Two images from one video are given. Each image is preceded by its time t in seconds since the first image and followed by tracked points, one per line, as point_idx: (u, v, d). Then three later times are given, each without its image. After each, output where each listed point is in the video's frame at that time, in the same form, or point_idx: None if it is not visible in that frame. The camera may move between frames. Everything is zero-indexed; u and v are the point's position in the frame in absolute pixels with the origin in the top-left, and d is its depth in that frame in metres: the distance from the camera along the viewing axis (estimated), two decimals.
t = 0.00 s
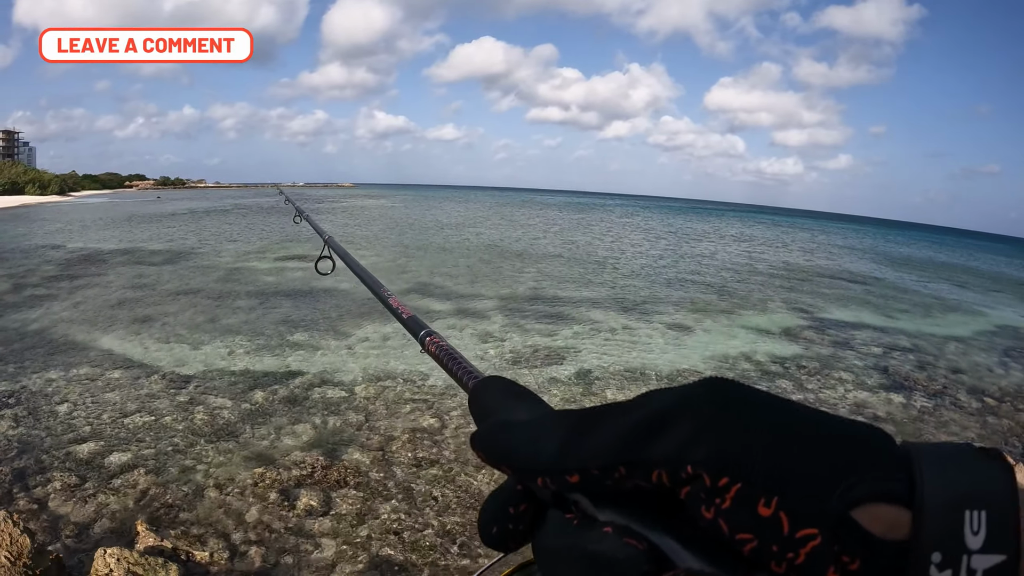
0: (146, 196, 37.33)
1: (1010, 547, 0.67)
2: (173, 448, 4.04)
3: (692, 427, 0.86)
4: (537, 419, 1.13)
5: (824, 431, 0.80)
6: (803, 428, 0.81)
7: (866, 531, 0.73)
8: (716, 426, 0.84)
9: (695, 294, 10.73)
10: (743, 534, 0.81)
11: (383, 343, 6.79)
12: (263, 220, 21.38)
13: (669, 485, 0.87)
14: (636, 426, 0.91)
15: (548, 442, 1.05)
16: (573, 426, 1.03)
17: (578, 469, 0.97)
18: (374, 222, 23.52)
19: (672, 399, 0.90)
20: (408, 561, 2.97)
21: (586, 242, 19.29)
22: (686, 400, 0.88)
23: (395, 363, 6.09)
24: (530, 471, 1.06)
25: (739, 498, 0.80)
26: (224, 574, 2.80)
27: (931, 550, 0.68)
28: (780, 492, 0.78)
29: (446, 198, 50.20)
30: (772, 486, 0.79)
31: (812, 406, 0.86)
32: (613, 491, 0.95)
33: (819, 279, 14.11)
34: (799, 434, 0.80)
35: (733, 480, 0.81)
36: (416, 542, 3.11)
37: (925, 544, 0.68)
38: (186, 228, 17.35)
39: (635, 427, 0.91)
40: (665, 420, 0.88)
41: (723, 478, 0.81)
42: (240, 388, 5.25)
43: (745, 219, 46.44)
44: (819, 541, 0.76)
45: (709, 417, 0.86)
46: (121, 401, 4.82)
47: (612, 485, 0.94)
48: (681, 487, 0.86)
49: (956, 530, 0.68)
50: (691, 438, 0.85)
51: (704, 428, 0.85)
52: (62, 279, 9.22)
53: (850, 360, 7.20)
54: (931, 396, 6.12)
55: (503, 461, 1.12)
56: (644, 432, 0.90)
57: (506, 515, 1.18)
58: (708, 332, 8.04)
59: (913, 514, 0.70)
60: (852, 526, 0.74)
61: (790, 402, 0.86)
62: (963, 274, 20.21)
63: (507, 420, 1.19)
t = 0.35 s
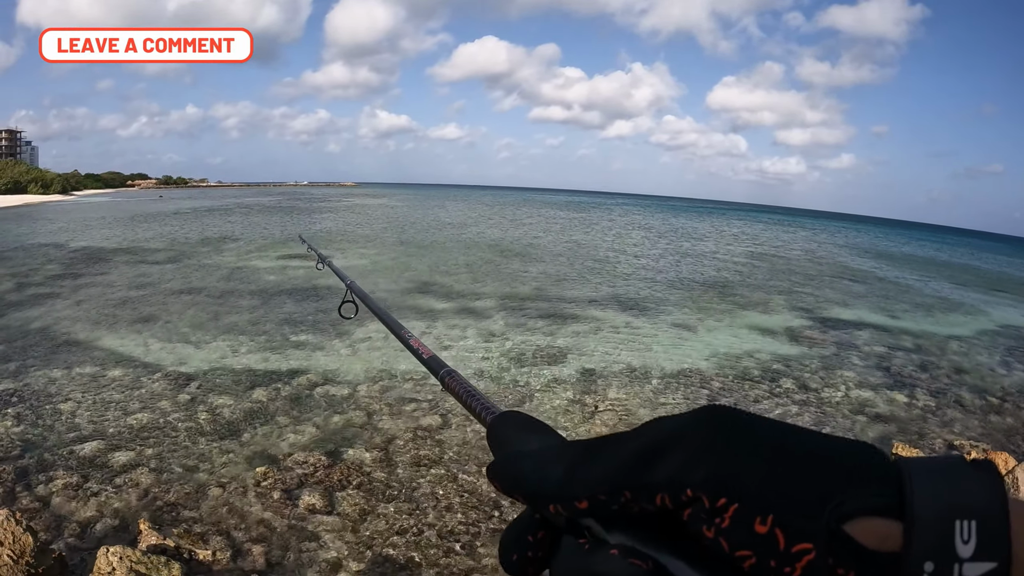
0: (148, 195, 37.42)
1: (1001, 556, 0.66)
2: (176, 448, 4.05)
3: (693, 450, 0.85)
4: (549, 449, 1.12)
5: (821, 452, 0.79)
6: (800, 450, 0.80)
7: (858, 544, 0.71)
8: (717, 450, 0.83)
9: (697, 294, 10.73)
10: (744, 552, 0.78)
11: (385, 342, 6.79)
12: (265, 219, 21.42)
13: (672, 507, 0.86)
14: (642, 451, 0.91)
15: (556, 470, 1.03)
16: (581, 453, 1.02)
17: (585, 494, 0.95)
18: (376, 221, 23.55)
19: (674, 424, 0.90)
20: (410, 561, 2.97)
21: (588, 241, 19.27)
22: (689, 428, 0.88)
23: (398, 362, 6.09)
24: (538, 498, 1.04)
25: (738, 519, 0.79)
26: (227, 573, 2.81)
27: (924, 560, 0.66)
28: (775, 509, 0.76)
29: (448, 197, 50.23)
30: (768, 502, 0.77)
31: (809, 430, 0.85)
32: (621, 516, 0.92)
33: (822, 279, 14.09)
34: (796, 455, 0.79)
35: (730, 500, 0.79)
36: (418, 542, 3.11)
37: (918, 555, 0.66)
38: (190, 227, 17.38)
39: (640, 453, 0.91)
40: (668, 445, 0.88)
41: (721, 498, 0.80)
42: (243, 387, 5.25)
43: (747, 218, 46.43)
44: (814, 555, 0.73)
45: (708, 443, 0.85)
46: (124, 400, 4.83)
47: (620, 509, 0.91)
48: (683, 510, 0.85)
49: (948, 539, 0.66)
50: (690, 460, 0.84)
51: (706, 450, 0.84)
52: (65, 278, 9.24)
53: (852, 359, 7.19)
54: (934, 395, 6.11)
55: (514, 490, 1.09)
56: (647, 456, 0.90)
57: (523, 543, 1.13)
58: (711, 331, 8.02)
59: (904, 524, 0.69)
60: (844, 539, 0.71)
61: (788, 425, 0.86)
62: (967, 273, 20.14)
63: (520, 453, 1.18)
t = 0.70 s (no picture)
0: (149, 195, 37.40)
1: (1007, 553, 0.69)
2: (177, 447, 4.05)
3: (706, 446, 0.86)
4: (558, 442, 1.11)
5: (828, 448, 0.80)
6: (808, 445, 0.81)
7: (870, 542, 0.74)
8: (732, 446, 0.84)
9: (699, 293, 10.71)
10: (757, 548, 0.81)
11: (386, 341, 6.80)
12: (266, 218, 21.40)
13: (687, 503, 0.87)
14: (657, 445, 0.91)
15: (566, 464, 1.02)
16: (591, 448, 1.01)
17: (599, 489, 0.95)
18: (377, 220, 23.52)
19: (686, 422, 0.91)
20: (413, 560, 2.98)
21: (589, 241, 19.25)
22: (703, 423, 0.88)
23: (399, 362, 6.10)
24: (547, 493, 1.03)
25: (752, 514, 0.81)
26: (229, 572, 2.82)
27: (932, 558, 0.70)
28: (790, 505, 0.78)
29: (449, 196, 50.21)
30: (784, 499, 0.79)
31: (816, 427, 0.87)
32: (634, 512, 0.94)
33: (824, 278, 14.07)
34: (806, 451, 0.81)
35: (745, 496, 0.81)
36: (421, 541, 3.12)
37: (925, 554, 0.70)
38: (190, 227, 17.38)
39: (654, 447, 0.91)
40: (682, 440, 0.89)
41: (736, 495, 0.82)
42: (244, 387, 5.26)
43: (748, 217, 46.38)
44: (826, 550, 0.76)
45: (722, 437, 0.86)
46: (126, 399, 4.84)
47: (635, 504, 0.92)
48: (697, 505, 0.86)
49: (954, 537, 0.69)
50: (706, 456, 0.85)
51: (719, 447, 0.85)
52: (65, 278, 9.23)
53: (854, 359, 7.18)
54: (936, 394, 6.11)
55: (524, 484, 1.08)
56: (662, 451, 0.90)
57: (533, 538, 1.17)
58: (712, 330, 8.01)
59: (914, 524, 0.71)
60: (856, 537, 0.74)
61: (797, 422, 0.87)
62: (969, 273, 20.08)
63: (527, 448, 1.17)
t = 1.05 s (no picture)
0: (151, 195, 37.41)
1: (1004, 564, 0.70)
2: (178, 446, 4.06)
3: (719, 460, 0.91)
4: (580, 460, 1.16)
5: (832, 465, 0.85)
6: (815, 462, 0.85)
7: (872, 553, 0.75)
8: (742, 461, 0.89)
9: (700, 292, 10.70)
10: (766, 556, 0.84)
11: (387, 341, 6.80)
12: (267, 218, 21.40)
13: (700, 515, 0.91)
14: (673, 459, 0.96)
15: (587, 477, 1.07)
16: (610, 462, 1.06)
17: (617, 499, 0.99)
18: (378, 219, 23.52)
19: (700, 438, 0.95)
20: (413, 560, 2.98)
21: (590, 240, 19.26)
22: (716, 441, 0.93)
23: (400, 361, 6.10)
24: (571, 506, 1.08)
25: (761, 525, 0.84)
26: (231, 571, 2.81)
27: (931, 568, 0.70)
28: (796, 516, 0.82)
29: (451, 196, 50.19)
30: (791, 510, 0.82)
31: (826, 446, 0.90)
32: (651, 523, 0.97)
33: (825, 278, 14.05)
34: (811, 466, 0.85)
35: (753, 506, 0.85)
36: (421, 540, 3.13)
37: (925, 563, 0.71)
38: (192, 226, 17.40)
39: (670, 461, 0.96)
40: (696, 455, 0.93)
41: (745, 506, 0.86)
42: (245, 386, 5.26)
43: (750, 216, 46.31)
44: (830, 559, 0.78)
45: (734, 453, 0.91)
46: (127, 399, 4.85)
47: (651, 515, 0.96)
48: (709, 516, 0.90)
49: (952, 550, 0.70)
50: (718, 469, 0.90)
51: (731, 462, 0.90)
52: (66, 278, 9.23)
53: (855, 358, 7.18)
54: (937, 393, 6.09)
55: (549, 495, 1.13)
56: (678, 465, 0.94)
57: (551, 550, 1.14)
58: (713, 330, 8.00)
59: (914, 535, 0.72)
60: (859, 547, 0.76)
61: (809, 442, 0.90)
62: (970, 272, 20.03)
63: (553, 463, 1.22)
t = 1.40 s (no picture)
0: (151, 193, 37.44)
1: None
2: (179, 445, 4.06)
3: (761, 452, 0.92)
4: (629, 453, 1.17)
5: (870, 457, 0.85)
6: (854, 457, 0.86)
7: (899, 541, 0.76)
8: (784, 454, 0.90)
9: (700, 291, 10.70)
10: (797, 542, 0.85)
11: (387, 340, 6.80)
12: (267, 217, 21.42)
13: (738, 504, 0.92)
14: (718, 451, 0.97)
15: (634, 468, 1.09)
16: (655, 455, 1.08)
17: (661, 490, 1.01)
18: (378, 218, 23.55)
19: (745, 432, 0.97)
20: (413, 560, 2.97)
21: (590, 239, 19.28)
22: (760, 434, 0.95)
23: (400, 360, 6.10)
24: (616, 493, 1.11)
25: (795, 514, 0.86)
26: (230, 570, 2.81)
27: (951, 555, 0.69)
28: (829, 506, 0.83)
29: (451, 195, 50.18)
30: (825, 500, 0.84)
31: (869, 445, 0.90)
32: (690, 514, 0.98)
33: (826, 276, 14.04)
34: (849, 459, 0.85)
35: (789, 496, 0.86)
36: (422, 540, 3.13)
37: (946, 551, 0.70)
38: (192, 225, 17.42)
39: (714, 452, 0.97)
40: (741, 447, 0.95)
41: (782, 495, 0.87)
42: (246, 385, 5.27)
43: (750, 215, 46.28)
44: (857, 545, 0.80)
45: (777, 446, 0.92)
46: (128, 398, 4.86)
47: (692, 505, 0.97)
48: (748, 506, 0.91)
49: (973, 538, 0.69)
50: (760, 460, 0.91)
51: (774, 454, 0.91)
52: (66, 277, 9.25)
53: (856, 357, 7.18)
54: (937, 392, 6.09)
55: (598, 485, 1.17)
56: (720, 455, 0.96)
57: (598, 538, 1.18)
58: (713, 328, 8.00)
59: (936, 525, 0.72)
60: (884, 536, 0.77)
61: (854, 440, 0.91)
62: (969, 271, 20.04)
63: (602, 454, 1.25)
